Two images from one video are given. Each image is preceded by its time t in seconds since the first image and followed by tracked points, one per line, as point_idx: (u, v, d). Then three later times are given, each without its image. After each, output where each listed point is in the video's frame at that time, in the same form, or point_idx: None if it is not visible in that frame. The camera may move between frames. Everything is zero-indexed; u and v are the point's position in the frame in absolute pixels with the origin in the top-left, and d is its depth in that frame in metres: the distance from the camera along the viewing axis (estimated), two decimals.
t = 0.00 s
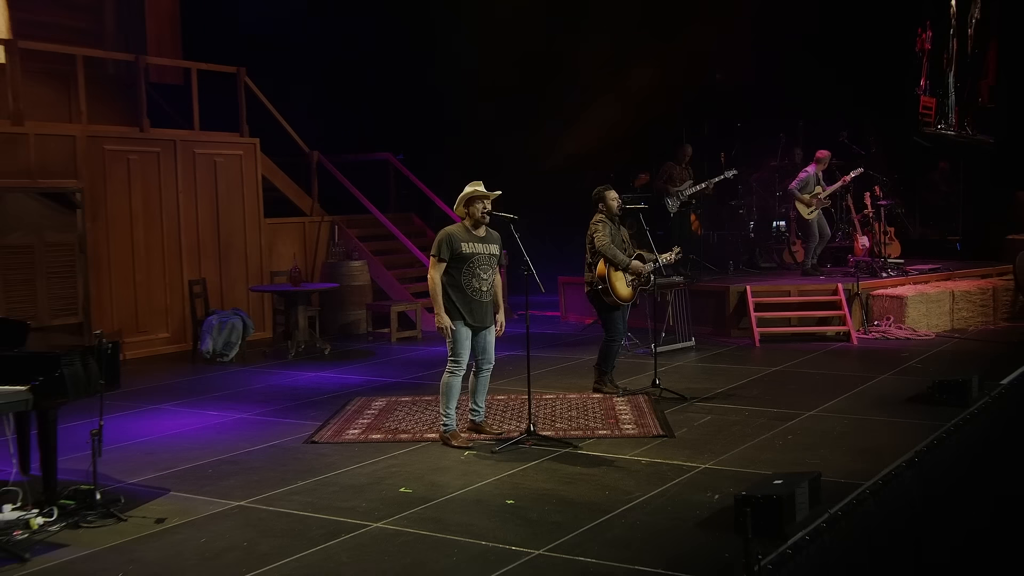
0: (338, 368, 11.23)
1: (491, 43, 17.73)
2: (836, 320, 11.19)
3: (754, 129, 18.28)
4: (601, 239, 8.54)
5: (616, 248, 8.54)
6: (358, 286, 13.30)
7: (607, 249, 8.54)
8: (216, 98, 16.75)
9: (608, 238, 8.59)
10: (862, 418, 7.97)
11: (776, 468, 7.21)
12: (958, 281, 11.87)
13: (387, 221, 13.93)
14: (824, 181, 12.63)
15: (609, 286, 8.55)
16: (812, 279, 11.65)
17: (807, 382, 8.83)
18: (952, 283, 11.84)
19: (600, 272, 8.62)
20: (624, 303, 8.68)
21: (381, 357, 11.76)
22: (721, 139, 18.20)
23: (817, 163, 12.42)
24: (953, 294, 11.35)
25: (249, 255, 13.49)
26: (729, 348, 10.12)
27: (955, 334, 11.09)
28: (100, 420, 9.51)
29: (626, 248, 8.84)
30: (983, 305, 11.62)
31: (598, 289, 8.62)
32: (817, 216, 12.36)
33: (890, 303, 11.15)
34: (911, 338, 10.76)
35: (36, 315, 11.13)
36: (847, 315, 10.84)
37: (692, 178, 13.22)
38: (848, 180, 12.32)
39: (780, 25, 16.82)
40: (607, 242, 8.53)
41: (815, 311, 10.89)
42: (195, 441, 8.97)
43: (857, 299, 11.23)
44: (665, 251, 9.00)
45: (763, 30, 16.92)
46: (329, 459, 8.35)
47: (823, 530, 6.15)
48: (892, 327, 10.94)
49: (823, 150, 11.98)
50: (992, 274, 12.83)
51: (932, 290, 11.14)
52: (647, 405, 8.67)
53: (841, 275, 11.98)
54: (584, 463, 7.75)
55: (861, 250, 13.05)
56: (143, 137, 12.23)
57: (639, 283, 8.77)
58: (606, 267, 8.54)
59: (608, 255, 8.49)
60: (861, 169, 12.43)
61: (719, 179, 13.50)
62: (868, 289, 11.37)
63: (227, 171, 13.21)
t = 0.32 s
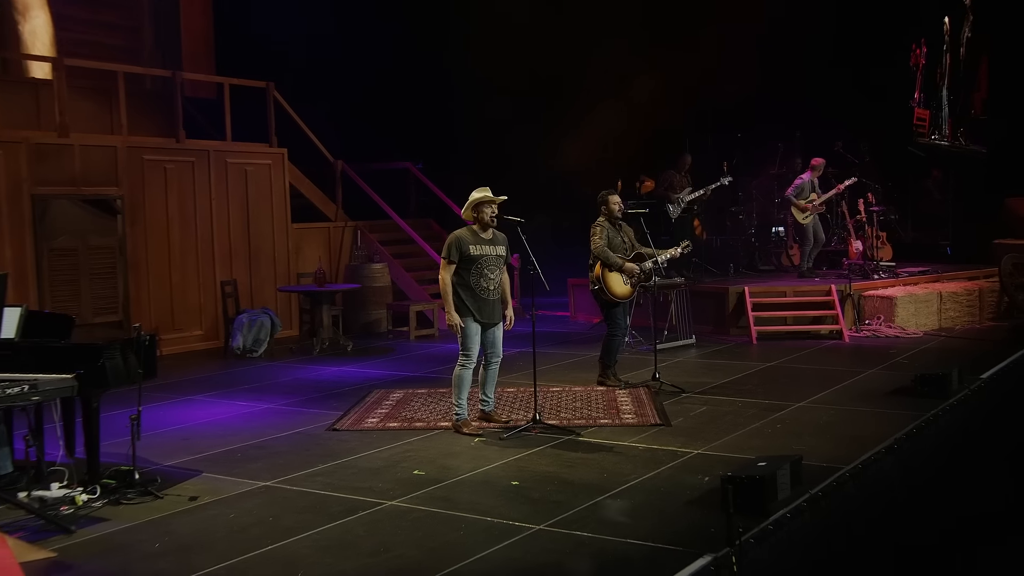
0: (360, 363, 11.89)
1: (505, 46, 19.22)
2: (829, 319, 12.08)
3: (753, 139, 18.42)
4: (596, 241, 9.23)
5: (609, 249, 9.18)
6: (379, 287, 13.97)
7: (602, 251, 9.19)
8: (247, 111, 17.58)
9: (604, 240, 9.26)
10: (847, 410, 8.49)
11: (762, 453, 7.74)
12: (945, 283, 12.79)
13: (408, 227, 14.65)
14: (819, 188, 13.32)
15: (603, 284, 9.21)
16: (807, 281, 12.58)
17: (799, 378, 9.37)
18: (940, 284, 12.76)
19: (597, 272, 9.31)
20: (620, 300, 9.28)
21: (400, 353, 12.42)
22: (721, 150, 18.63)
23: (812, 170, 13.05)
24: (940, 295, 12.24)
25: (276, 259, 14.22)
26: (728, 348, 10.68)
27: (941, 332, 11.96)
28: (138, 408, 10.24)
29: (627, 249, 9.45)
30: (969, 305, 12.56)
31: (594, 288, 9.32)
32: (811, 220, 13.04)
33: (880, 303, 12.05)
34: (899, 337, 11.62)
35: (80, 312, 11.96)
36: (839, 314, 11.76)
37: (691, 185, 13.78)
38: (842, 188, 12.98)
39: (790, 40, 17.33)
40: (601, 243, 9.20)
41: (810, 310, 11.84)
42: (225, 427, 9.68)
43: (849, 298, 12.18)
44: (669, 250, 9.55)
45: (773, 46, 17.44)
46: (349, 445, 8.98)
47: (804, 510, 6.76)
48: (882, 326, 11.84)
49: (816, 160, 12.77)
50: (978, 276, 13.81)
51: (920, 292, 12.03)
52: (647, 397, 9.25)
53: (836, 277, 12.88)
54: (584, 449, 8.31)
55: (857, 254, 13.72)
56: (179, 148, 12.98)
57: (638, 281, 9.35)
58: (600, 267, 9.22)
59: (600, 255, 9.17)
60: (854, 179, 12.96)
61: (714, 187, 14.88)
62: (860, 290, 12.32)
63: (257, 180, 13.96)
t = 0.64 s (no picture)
0: (380, 358, 12.59)
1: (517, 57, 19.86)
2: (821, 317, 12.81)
3: (753, 143, 18.94)
4: (597, 247, 9.84)
5: (607, 255, 9.78)
6: (397, 288, 14.66)
7: (602, 257, 9.79)
8: (273, 122, 18.34)
9: (604, 246, 9.87)
10: (833, 404, 9.03)
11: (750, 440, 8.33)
12: (930, 284, 13.66)
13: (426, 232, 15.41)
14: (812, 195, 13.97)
15: (604, 288, 9.81)
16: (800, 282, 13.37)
17: (790, 374, 9.95)
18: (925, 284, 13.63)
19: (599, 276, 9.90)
20: (622, 301, 9.88)
21: (416, 348, 13.11)
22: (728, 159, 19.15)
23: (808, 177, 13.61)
24: (926, 295, 13.07)
25: (300, 261, 14.98)
26: (726, 346, 11.29)
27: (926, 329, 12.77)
28: (171, 398, 10.97)
29: (626, 252, 10.05)
30: (953, 304, 13.42)
31: (597, 291, 9.92)
32: (808, 225, 13.75)
33: (869, 303, 12.81)
34: (887, 334, 12.38)
35: (117, 310, 12.68)
36: (830, 313, 12.52)
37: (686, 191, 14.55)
38: (834, 195, 13.70)
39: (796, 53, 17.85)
40: (600, 249, 9.80)
41: (802, 308, 12.61)
42: (252, 415, 10.37)
43: (840, 298, 12.94)
44: (667, 251, 10.13)
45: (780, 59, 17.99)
46: (366, 432, 9.65)
47: (786, 491, 7.03)
48: (871, 324, 12.61)
49: (813, 167, 13.28)
50: (962, 277, 14.77)
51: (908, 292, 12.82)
52: (646, 388, 9.88)
53: (828, 278, 13.64)
54: (583, 437, 8.91)
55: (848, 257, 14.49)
56: (210, 156, 13.74)
57: (638, 281, 9.94)
58: (600, 272, 9.81)
59: (600, 261, 9.76)
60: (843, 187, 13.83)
61: (708, 192, 15.33)
62: (851, 291, 13.07)
63: (283, 186, 14.74)
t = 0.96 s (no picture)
0: (395, 353, 13.28)
1: (530, 69, 20.56)
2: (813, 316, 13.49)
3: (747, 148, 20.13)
4: (604, 247, 10.39)
5: (615, 254, 10.34)
6: (412, 287, 15.39)
7: (609, 256, 10.36)
8: (297, 131, 19.13)
9: (610, 246, 10.45)
10: (819, 396, 9.61)
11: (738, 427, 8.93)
12: (915, 284, 14.44)
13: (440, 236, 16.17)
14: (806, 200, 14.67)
15: (611, 286, 10.37)
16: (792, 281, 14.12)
17: (780, 369, 10.56)
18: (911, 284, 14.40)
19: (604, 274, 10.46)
20: (626, 298, 10.47)
21: (429, 344, 13.81)
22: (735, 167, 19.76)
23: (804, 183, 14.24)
24: (911, 294, 13.82)
25: (321, 263, 15.75)
26: (723, 344, 11.95)
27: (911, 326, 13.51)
28: (201, 389, 11.72)
29: (627, 252, 10.67)
30: (939, 304, 14.16)
31: (603, 289, 10.47)
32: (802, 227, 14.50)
33: (857, 301, 13.55)
34: (874, 331, 13.09)
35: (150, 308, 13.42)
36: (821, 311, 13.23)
37: (684, 196, 15.33)
38: (827, 201, 14.46)
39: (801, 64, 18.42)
40: (608, 249, 10.36)
41: (794, 307, 13.31)
42: (275, 404, 11.09)
43: (829, 297, 13.68)
44: (664, 252, 10.80)
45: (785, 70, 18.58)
46: (382, 420, 10.33)
47: (770, 473, 7.38)
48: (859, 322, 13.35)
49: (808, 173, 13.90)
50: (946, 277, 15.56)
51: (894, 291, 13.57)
52: (644, 381, 10.54)
53: (818, 279, 14.39)
54: (584, 424, 9.54)
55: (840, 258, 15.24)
56: (237, 164, 14.49)
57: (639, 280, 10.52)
58: (608, 270, 10.36)
59: (608, 260, 10.31)
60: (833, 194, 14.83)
61: (707, 196, 16.71)
62: (840, 290, 13.82)
63: (304, 192, 15.50)
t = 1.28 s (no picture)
0: (411, 347, 14.03)
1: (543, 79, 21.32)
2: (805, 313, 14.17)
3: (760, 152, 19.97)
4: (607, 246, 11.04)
5: (617, 253, 11.00)
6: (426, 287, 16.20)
7: (612, 254, 11.01)
8: (318, 140, 19.92)
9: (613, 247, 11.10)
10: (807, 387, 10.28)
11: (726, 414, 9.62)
12: (903, 283, 15.12)
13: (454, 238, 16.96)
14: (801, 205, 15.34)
15: (613, 282, 11.02)
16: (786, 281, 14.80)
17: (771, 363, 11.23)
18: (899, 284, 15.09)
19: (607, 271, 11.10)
20: (625, 295, 11.13)
21: (443, 340, 14.55)
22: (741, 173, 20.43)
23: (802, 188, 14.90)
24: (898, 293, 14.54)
25: (341, 264, 16.55)
26: (720, 340, 12.61)
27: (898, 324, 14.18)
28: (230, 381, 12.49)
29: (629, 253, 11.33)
30: (924, 302, 14.88)
31: (605, 285, 11.12)
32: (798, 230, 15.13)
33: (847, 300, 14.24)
34: (862, 328, 13.77)
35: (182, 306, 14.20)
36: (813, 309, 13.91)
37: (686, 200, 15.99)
38: (822, 205, 15.13)
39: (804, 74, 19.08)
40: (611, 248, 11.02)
41: (788, 305, 13.99)
42: (298, 395, 11.84)
43: (820, 295, 14.38)
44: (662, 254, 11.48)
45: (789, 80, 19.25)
46: (398, 408, 11.07)
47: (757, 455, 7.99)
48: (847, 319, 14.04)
49: (805, 179, 14.56)
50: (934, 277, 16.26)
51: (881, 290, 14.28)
52: (643, 373, 11.24)
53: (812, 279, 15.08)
54: (586, 412, 10.22)
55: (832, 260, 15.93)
56: (263, 170, 15.29)
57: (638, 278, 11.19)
58: (611, 267, 11.01)
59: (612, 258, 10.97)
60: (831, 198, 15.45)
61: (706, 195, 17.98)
62: (831, 289, 14.52)
63: (325, 196, 16.31)
